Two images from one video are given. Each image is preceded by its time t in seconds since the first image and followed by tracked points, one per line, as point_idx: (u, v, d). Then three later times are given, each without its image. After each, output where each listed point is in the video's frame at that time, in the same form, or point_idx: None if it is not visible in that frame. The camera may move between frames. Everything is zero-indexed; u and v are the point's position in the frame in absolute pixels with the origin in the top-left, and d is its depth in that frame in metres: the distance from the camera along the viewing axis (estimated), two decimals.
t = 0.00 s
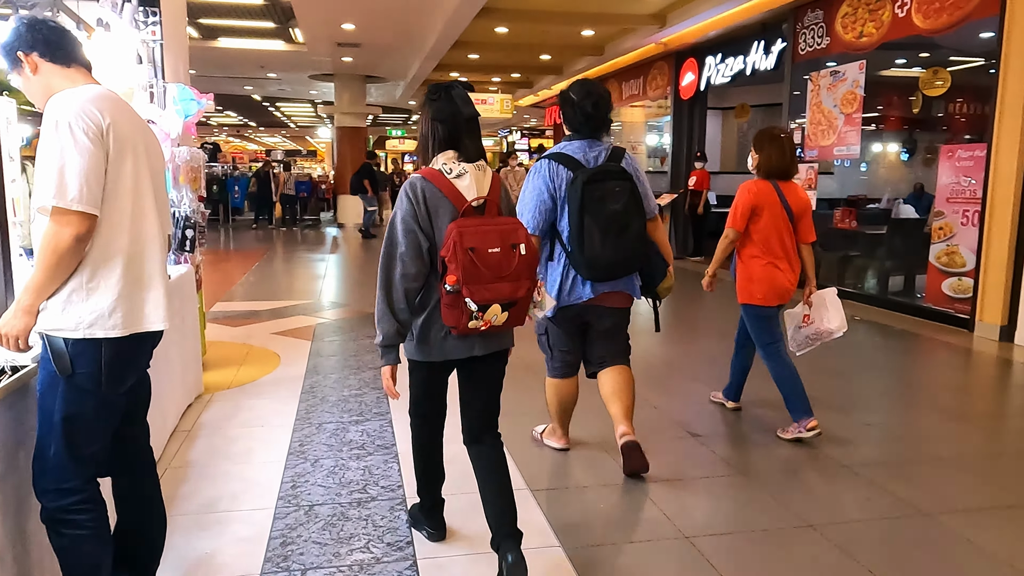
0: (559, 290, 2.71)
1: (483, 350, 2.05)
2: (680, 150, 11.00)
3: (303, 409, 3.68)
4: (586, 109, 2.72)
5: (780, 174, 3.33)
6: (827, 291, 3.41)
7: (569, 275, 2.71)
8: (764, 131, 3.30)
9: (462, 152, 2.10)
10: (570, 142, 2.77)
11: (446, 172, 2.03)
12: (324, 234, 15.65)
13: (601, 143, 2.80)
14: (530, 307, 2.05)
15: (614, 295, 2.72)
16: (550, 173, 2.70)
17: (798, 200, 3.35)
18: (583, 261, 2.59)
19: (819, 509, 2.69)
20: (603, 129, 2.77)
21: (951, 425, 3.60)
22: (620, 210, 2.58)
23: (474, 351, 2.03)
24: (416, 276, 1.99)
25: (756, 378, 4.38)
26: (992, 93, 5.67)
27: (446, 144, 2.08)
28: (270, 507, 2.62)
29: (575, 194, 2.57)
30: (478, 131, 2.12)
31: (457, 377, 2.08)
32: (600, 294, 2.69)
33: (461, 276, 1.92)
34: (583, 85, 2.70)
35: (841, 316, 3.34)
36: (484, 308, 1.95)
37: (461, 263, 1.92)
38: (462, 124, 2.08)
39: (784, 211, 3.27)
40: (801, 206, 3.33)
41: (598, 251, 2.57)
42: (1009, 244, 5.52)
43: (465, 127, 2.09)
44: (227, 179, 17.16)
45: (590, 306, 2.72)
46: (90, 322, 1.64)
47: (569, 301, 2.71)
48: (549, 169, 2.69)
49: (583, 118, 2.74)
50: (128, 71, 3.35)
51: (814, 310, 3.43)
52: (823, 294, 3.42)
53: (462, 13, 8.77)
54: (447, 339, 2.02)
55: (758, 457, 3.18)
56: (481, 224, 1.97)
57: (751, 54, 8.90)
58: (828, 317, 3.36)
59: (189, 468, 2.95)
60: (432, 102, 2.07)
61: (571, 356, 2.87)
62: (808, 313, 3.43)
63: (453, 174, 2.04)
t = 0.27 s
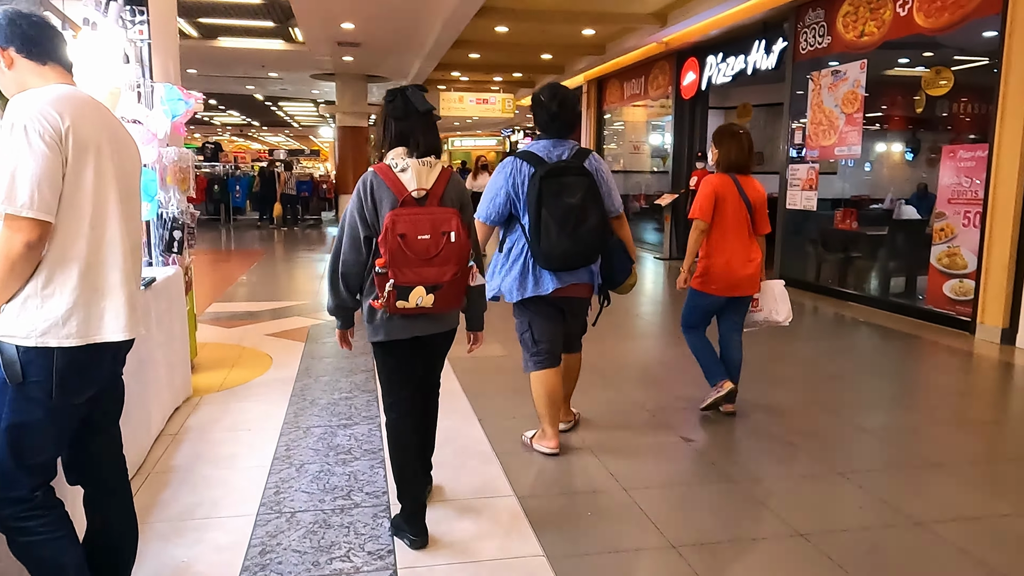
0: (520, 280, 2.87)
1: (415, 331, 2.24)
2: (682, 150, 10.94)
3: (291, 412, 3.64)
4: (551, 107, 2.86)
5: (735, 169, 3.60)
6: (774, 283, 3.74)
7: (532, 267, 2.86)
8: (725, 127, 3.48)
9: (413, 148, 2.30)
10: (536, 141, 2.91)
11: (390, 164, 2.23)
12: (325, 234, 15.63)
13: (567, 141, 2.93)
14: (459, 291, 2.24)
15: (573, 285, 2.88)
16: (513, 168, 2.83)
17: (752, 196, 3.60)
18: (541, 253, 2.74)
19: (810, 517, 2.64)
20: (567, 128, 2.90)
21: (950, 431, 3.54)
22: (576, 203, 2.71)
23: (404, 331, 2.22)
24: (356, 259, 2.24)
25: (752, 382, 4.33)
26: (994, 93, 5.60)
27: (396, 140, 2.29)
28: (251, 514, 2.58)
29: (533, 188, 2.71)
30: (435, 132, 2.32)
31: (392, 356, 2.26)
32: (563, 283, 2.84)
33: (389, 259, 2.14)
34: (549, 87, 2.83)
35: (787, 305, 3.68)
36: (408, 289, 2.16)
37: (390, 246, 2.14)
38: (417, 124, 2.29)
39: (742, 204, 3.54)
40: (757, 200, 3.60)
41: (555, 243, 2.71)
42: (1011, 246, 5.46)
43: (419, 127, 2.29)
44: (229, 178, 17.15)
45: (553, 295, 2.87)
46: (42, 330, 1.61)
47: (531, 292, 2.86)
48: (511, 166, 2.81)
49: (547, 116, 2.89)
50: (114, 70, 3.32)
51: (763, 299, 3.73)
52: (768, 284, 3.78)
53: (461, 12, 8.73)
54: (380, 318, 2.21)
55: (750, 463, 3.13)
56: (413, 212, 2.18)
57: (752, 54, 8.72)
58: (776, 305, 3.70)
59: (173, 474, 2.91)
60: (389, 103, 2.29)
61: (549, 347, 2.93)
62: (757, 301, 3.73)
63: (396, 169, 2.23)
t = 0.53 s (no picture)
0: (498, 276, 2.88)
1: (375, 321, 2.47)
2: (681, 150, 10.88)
3: (276, 416, 3.59)
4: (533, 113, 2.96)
5: (689, 176, 3.75)
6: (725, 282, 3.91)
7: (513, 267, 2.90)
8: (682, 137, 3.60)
9: (384, 155, 2.53)
10: (517, 147, 2.98)
11: (359, 166, 2.48)
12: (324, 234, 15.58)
13: (547, 148, 3.00)
14: (413, 287, 2.46)
15: (552, 280, 2.93)
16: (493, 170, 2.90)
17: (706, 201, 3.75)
18: (520, 252, 2.81)
19: (798, 526, 2.58)
20: (549, 132, 2.97)
21: (947, 437, 3.47)
22: (552, 205, 2.81)
23: (364, 321, 2.44)
24: (329, 254, 2.51)
25: (746, 385, 4.28)
26: (993, 93, 5.55)
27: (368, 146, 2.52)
28: (229, 520, 2.54)
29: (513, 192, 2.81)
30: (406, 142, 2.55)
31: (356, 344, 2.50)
32: (542, 280, 2.89)
33: (348, 254, 2.37)
34: (534, 96, 2.93)
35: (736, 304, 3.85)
36: (363, 282, 2.38)
37: (349, 242, 2.37)
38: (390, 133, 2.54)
39: (699, 209, 3.68)
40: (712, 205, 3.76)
41: (533, 242, 2.79)
42: (1010, 247, 5.39)
43: (392, 137, 2.53)
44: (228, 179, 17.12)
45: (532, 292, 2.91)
46: None
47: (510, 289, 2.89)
48: (494, 168, 2.87)
49: (526, 120, 2.97)
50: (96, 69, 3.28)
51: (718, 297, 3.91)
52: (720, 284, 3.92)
53: (458, 11, 8.68)
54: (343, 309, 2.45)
55: (741, 469, 3.07)
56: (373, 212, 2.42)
57: (751, 52, 8.70)
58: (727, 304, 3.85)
59: (152, 478, 2.87)
60: (367, 114, 2.54)
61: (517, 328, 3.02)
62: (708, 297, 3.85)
63: (364, 171, 2.46)
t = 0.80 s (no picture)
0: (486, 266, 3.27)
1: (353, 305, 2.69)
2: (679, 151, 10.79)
3: (260, 420, 3.52)
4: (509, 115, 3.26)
5: (647, 169, 3.93)
6: (684, 268, 4.17)
7: (495, 255, 3.23)
8: (635, 133, 3.74)
9: (350, 149, 2.75)
10: (498, 143, 3.28)
11: (327, 161, 2.69)
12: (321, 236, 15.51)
13: (523, 145, 3.30)
14: (387, 270, 2.69)
15: (530, 269, 3.24)
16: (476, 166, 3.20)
17: (666, 191, 3.90)
18: (501, 240, 3.10)
19: (789, 536, 2.50)
20: (524, 133, 3.29)
21: (946, 442, 3.39)
22: (532, 198, 3.10)
23: (343, 303, 2.67)
24: (304, 243, 2.70)
25: (741, 388, 4.20)
26: (992, 93, 5.48)
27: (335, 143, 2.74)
28: (203, 529, 2.47)
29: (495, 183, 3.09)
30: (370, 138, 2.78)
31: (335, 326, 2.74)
32: (520, 270, 3.22)
33: (325, 241, 2.60)
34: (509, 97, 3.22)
35: (695, 288, 4.14)
36: (341, 267, 2.60)
37: (327, 231, 2.61)
38: (355, 131, 2.77)
39: (655, 201, 3.84)
40: (669, 194, 3.91)
41: (513, 232, 3.09)
42: (1010, 248, 5.31)
43: (356, 134, 2.76)
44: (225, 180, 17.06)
45: (512, 280, 3.26)
46: None
47: (497, 277, 3.25)
48: (476, 164, 3.18)
49: (504, 120, 3.27)
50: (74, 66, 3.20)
51: (676, 282, 4.16)
52: (681, 268, 4.25)
53: (453, 10, 8.61)
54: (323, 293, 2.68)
55: (733, 477, 2.98)
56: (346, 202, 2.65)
57: (749, 53, 8.59)
58: (685, 288, 4.16)
59: (127, 485, 2.79)
60: (330, 113, 2.77)
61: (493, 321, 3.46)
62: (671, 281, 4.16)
63: (334, 166, 2.68)
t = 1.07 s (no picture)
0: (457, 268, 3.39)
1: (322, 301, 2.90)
2: (679, 151, 10.65)
3: (243, 428, 3.42)
4: (481, 122, 3.38)
5: (616, 174, 3.97)
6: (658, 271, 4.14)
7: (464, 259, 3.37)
8: (601, 140, 3.78)
9: (313, 155, 2.92)
10: (470, 149, 3.39)
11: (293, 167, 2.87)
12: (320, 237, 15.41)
13: (493, 151, 3.42)
14: (356, 268, 2.91)
15: (499, 272, 3.38)
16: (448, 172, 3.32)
17: (635, 196, 3.94)
18: (472, 246, 3.27)
19: (786, 552, 2.40)
20: (493, 139, 3.41)
21: (950, 452, 3.29)
22: (501, 205, 3.25)
23: (316, 300, 2.88)
24: (273, 246, 2.88)
25: (740, 395, 4.09)
26: (997, 93, 5.37)
27: (298, 149, 2.90)
28: (173, 545, 2.36)
29: (467, 192, 3.25)
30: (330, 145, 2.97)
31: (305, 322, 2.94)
32: (490, 272, 3.35)
33: (299, 244, 2.79)
34: (479, 104, 3.33)
35: (666, 291, 4.08)
36: (316, 266, 2.79)
37: (298, 233, 2.79)
38: (314, 138, 2.94)
39: (621, 207, 3.89)
40: (637, 201, 3.94)
41: (483, 238, 3.24)
42: (1015, 252, 5.20)
43: (317, 139, 2.93)
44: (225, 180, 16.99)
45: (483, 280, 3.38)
46: None
47: (467, 278, 3.38)
48: (449, 171, 3.29)
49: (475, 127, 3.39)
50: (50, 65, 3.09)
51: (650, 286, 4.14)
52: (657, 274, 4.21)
53: (450, 9, 8.50)
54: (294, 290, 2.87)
55: (728, 489, 2.88)
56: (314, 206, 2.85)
57: (749, 52, 8.48)
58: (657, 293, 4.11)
59: (100, 497, 2.69)
60: (292, 122, 2.93)
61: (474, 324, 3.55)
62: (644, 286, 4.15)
63: (302, 172, 2.86)
